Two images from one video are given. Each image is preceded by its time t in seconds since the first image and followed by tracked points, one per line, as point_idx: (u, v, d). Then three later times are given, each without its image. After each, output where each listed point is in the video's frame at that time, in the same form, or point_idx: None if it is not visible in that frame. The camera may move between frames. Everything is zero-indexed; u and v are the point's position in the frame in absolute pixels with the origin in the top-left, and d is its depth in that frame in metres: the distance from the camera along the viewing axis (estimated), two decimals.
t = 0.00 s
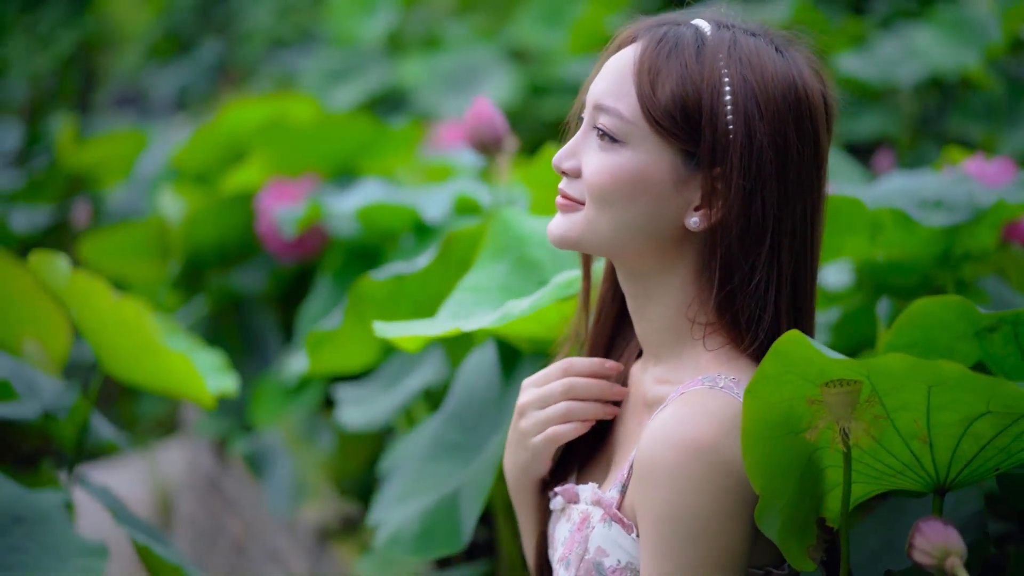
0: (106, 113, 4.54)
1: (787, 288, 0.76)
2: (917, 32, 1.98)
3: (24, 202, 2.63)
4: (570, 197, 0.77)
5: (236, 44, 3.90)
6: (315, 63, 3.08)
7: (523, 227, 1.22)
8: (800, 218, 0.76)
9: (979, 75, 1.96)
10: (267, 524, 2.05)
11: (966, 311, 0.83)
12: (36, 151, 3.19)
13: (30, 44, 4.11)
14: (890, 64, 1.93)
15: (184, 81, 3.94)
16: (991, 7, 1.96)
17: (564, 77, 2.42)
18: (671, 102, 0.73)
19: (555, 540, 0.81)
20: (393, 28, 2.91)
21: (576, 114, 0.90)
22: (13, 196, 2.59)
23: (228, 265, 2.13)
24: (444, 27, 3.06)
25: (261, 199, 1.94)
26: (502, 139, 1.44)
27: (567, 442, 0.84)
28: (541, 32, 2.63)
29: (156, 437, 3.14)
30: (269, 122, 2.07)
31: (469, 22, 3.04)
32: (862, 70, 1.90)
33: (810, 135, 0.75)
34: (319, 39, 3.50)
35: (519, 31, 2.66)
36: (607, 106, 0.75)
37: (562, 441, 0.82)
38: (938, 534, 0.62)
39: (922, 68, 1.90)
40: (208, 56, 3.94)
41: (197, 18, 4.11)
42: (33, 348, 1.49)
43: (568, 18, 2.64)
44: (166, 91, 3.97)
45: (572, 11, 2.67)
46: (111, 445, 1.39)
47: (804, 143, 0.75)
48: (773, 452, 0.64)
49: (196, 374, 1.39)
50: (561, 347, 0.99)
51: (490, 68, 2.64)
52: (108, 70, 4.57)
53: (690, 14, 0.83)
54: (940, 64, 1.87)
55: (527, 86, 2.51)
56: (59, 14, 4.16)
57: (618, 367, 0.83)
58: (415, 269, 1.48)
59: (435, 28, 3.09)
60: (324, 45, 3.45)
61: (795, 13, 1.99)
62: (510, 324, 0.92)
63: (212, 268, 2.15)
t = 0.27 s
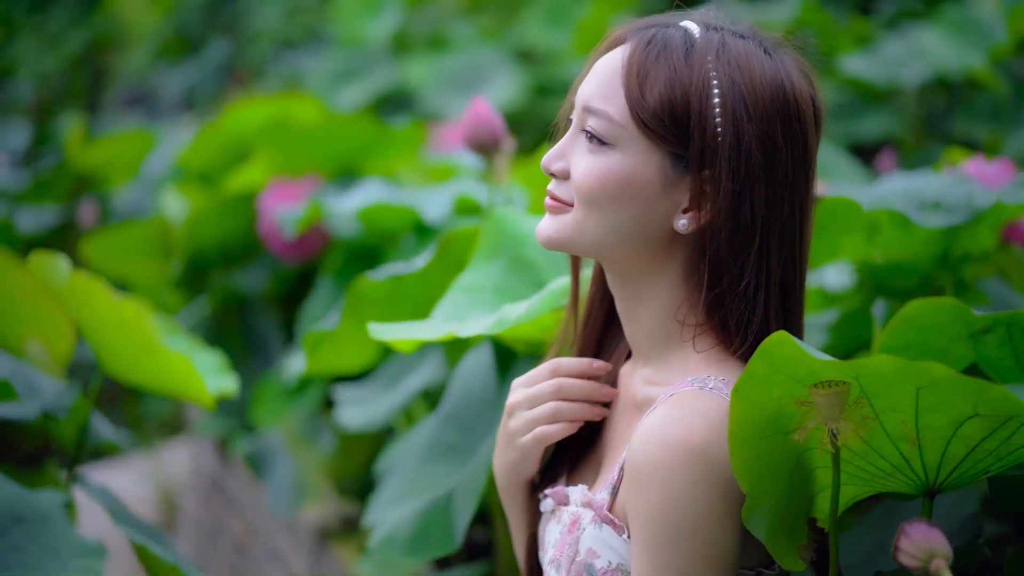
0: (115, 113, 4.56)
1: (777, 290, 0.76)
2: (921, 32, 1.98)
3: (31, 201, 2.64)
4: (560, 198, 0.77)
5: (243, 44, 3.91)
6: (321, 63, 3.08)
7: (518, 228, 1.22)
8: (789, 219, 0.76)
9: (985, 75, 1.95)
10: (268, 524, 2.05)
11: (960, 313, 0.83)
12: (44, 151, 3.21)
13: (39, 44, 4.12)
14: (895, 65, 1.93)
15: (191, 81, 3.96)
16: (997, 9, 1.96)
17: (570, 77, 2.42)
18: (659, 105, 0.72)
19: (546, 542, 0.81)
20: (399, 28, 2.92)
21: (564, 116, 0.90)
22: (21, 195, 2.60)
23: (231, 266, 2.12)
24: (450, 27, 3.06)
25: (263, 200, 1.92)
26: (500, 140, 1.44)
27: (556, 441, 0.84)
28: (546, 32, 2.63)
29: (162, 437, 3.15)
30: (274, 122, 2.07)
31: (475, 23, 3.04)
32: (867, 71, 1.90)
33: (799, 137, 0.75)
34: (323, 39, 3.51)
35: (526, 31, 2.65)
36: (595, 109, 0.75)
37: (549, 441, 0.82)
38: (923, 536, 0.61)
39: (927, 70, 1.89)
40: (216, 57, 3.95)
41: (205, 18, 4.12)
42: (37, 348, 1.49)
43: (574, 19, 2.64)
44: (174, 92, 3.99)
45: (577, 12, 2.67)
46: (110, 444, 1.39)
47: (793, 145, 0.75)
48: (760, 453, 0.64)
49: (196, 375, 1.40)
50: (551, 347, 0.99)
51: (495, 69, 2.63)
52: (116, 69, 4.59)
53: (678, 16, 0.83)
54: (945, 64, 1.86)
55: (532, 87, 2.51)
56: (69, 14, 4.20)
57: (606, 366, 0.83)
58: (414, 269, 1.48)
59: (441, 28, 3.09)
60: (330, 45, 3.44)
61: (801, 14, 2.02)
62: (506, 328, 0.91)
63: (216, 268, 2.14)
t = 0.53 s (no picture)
0: (127, 114, 4.59)
1: (770, 293, 0.76)
2: (928, 32, 1.97)
3: (40, 202, 2.67)
4: (553, 200, 0.77)
5: (252, 44, 3.91)
6: (329, 64, 3.08)
7: (516, 229, 1.22)
8: (782, 222, 0.76)
9: (991, 75, 1.94)
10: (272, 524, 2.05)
11: (958, 316, 0.82)
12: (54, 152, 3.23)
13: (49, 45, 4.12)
14: (902, 65, 1.92)
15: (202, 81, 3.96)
16: (1006, 8, 1.95)
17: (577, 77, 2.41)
18: (653, 108, 0.73)
19: (541, 543, 0.81)
20: (405, 29, 2.92)
21: (559, 118, 0.90)
22: (29, 196, 2.62)
23: (235, 267, 2.11)
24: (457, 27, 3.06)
25: (268, 201, 1.91)
26: (500, 142, 1.44)
27: (550, 441, 0.84)
28: (553, 32, 2.62)
29: (171, 437, 3.15)
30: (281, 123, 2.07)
31: (481, 23, 3.03)
32: (875, 71, 1.90)
33: (792, 141, 0.76)
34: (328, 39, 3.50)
35: (533, 31, 2.65)
36: (590, 111, 0.75)
37: (544, 440, 0.82)
38: (914, 539, 0.61)
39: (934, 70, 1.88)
40: (226, 57, 3.96)
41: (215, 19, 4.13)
42: (43, 348, 1.46)
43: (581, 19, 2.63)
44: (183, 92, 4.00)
45: (584, 12, 2.67)
46: (113, 445, 1.40)
47: (787, 149, 0.75)
48: (752, 455, 0.64)
49: (199, 376, 1.39)
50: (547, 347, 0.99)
51: (502, 69, 2.63)
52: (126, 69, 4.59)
53: (672, 20, 0.83)
54: (951, 64, 1.85)
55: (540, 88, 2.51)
56: (79, 15, 4.12)
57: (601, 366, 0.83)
58: (413, 271, 1.48)
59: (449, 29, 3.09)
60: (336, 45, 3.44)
61: (809, 14, 2.00)
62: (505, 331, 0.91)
63: (221, 268, 2.13)
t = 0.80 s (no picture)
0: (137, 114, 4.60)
1: (759, 296, 0.76)
2: (935, 31, 1.96)
3: (49, 203, 2.68)
4: (544, 199, 0.77)
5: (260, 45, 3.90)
6: (337, 66, 3.09)
7: (514, 230, 1.22)
8: (771, 226, 0.76)
9: (997, 76, 1.93)
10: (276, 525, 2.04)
11: (953, 317, 0.82)
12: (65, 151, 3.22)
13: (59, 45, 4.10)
14: (910, 66, 1.91)
15: (213, 81, 3.93)
16: (1013, 8, 1.94)
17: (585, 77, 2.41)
18: (644, 110, 0.73)
19: (534, 544, 0.81)
20: (412, 30, 2.92)
21: (553, 119, 0.90)
22: (38, 196, 2.63)
23: (240, 268, 2.12)
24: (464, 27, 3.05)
25: (272, 202, 1.91)
26: (498, 144, 1.45)
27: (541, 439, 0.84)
28: (560, 32, 2.62)
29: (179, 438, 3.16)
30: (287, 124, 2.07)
31: (488, 23, 3.02)
32: (883, 71, 1.89)
33: (782, 146, 0.76)
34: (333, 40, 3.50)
35: (540, 31, 2.65)
36: (581, 112, 0.75)
37: (535, 437, 0.82)
38: (900, 540, 0.62)
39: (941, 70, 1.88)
40: (235, 58, 3.96)
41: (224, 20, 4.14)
42: (50, 349, 1.47)
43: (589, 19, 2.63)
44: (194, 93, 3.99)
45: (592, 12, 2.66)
46: (116, 445, 1.36)
47: (777, 153, 0.75)
48: (740, 454, 0.65)
49: (200, 377, 1.38)
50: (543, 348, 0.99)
51: (509, 69, 2.63)
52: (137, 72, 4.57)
53: (666, 23, 0.83)
54: (958, 64, 1.84)
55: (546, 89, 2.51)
56: (90, 14, 4.17)
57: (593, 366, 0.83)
58: (411, 273, 1.48)
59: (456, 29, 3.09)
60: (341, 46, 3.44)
61: (815, 14, 2.02)
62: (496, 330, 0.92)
63: (226, 269, 2.14)
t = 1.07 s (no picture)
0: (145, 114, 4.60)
1: (749, 299, 0.77)
2: (941, 32, 1.96)
3: (56, 203, 2.69)
4: (536, 199, 0.77)
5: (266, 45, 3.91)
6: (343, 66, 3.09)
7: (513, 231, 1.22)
8: (761, 230, 0.76)
9: (1003, 76, 1.92)
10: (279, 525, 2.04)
11: (948, 317, 0.82)
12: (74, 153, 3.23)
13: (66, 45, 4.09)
14: (915, 67, 1.90)
15: (220, 82, 3.94)
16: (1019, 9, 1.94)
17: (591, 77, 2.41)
18: (636, 112, 0.73)
19: (527, 545, 0.81)
20: (418, 30, 2.92)
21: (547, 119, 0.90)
22: (46, 196, 2.62)
23: (244, 270, 2.12)
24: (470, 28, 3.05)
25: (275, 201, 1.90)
26: (496, 144, 1.45)
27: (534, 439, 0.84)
28: (566, 33, 2.62)
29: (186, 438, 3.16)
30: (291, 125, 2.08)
31: (494, 24, 3.02)
32: (888, 72, 1.89)
33: (774, 150, 0.76)
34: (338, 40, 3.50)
35: (546, 32, 2.65)
36: (574, 113, 0.76)
37: (527, 437, 0.82)
38: (889, 541, 0.62)
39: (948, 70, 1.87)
40: (243, 59, 3.96)
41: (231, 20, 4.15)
42: (55, 349, 1.49)
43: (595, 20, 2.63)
44: (201, 93, 3.99)
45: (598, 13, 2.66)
46: (117, 445, 1.36)
47: (769, 157, 0.75)
48: (729, 454, 0.65)
49: (201, 377, 1.38)
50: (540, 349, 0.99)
51: (514, 69, 2.62)
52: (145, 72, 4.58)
53: (662, 26, 0.83)
54: (963, 64, 1.84)
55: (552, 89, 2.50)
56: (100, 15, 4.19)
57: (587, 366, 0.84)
58: (411, 273, 1.48)
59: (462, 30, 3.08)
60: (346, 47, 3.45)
61: (821, 15, 2.00)
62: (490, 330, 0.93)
63: (229, 270, 2.15)
